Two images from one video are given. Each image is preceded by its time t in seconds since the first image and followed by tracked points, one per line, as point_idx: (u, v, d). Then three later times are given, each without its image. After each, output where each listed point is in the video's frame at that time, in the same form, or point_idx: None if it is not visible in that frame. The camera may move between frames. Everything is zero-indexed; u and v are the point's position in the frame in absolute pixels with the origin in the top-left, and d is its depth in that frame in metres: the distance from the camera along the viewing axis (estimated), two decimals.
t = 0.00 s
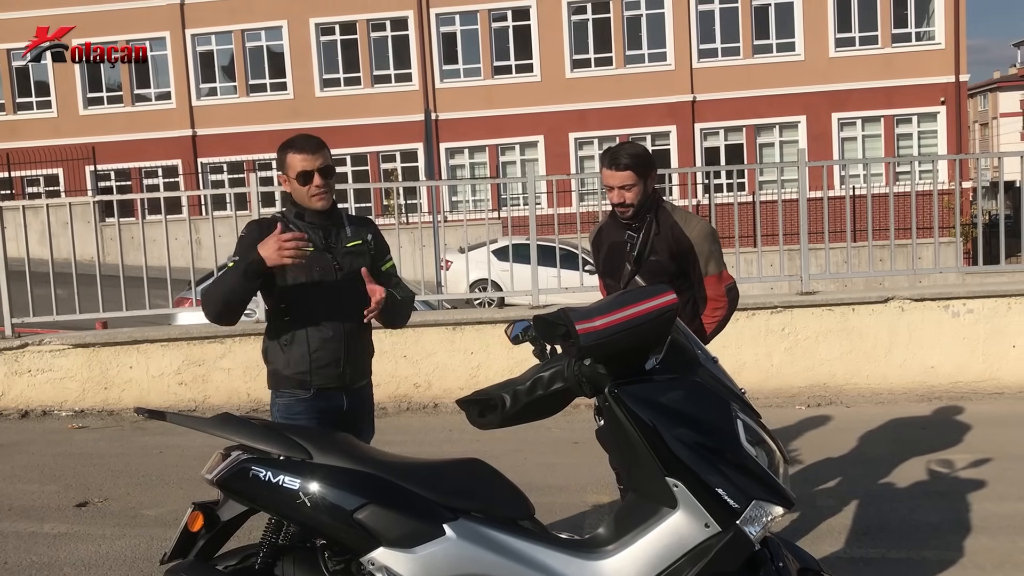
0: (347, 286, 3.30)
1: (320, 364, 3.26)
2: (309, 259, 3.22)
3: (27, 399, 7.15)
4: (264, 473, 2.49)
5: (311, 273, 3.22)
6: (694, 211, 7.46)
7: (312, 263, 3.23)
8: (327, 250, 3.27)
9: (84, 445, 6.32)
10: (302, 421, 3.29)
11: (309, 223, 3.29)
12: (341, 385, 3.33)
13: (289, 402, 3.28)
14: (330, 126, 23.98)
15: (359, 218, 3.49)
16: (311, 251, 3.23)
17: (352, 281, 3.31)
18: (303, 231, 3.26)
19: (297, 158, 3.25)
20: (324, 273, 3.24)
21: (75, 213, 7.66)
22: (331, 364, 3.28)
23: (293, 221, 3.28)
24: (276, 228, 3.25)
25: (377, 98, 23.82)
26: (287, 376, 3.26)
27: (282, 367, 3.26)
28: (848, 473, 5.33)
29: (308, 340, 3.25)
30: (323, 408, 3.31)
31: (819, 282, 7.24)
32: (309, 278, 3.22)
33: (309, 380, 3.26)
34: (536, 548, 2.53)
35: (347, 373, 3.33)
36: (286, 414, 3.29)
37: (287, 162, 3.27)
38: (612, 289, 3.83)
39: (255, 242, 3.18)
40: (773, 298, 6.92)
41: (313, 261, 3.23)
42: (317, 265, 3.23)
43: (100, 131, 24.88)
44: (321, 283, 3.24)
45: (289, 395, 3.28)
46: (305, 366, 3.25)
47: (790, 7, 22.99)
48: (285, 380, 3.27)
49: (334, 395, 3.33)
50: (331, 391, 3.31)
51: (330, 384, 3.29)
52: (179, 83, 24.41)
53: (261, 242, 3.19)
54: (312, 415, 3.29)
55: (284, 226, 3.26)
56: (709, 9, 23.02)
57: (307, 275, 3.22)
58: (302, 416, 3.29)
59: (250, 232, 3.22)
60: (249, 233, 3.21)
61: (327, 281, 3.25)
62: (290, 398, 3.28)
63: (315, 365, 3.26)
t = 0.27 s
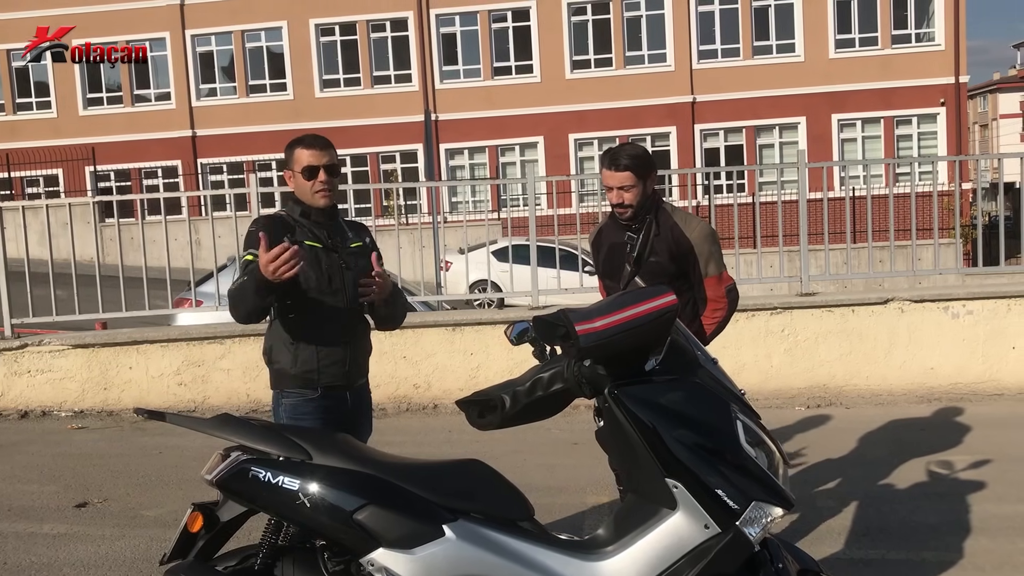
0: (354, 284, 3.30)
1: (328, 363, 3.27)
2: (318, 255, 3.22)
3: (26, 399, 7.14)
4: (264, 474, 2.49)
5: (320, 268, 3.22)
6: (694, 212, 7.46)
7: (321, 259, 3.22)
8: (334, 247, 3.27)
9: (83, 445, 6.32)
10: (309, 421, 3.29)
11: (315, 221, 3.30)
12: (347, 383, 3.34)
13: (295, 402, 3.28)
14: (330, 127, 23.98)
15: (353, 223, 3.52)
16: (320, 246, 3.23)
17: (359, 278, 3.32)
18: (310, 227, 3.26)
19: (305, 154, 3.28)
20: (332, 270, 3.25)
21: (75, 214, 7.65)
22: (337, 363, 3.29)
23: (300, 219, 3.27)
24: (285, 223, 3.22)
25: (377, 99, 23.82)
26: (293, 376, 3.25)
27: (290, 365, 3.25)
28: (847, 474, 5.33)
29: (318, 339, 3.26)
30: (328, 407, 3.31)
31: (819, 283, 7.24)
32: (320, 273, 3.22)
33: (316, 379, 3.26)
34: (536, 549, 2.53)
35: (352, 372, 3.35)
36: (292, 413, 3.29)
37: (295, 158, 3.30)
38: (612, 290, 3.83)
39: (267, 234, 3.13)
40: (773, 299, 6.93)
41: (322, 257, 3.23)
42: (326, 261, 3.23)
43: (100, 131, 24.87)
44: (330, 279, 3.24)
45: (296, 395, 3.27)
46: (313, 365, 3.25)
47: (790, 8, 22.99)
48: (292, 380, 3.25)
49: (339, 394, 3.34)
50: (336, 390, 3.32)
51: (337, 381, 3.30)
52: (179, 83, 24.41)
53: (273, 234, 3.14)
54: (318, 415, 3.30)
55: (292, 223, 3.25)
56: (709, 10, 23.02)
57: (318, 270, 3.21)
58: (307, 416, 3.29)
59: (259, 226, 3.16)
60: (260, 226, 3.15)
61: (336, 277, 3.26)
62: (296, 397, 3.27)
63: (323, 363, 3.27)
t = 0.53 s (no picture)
0: (350, 285, 3.31)
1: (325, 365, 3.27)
2: (314, 257, 3.21)
3: (25, 399, 7.14)
4: (263, 474, 2.49)
5: (316, 270, 3.21)
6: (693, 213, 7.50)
7: (318, 260, 3.22)
8: (331, 248, 3.28)
9: (83, 445, 6.32)
10: (305, 421, 3.29)
11: (312, 221, 3.29)
12: (343, 384, 3.33)
13: (291, 402, 3.28)
14: (329, 127, 23.98)
15: (352, 222, 3.52)
16: (316, 248, 3.23)
17: (354, 280, 3.33)
18: (307, 229, 3.25)
19: (307, 154, 3.28)
20: (329, 271, 3.24)
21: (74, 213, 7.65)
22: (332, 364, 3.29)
23: (297, 219, 3.26)
24: (281, 227, 3.20)
25: (377, 99, 23.82)
26: (288, 377, 3.25)
27: (287, 367, 3.25)
28: (846, 474, 5.33)
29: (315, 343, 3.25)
30: (324, 408, 3.31)
31: (818, 283, 7.24)
32: (316, 275, 3.21)
33: (312, 380, 3.26)
34: (534, 548, 2.53)
35: (348, 371, 3.35)
36: (288, 413, 3.29)
37: (297, 156, 3.30)
38: (614, 290, 3.85)
39: (263, 242, 3.11)
40: (772, 300, 6.93)
41: (319, 259, 3.23)
42: (323, 264, 3.23)
43: (100, 131, 24.87)
44: (327, 280, 3.24)
45: (292, 395, 3.27)
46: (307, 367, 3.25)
47: (790, 9, 23.00)
48: (288, 381, 3.26)
49: (335, 395, 3.34)
50: (333, 391, 3.32)
51: (333, 382, 3.29)
52: (179, 83, 24.41)
53: (268, 242, 3.13)
54: (315, 416, 3.30)
55: (289, 224, 3.23)
56: (709, 11, 23.02)
57: (313, 272, 3.21)
58: (303, 417, 3.29)
59: (254, 232, 3.14)
60: (256, 233, 3.13)
61: (332, 279, 3.25)
62: (292, 398, 3.28)
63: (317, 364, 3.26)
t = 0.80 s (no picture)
0: (344, 285, 3.30)
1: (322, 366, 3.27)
2: (305, 260, 3.21)
3: (25, 397, 7.14)
4: (262, 472, 2.48)
5: (307, 272, 3.22)
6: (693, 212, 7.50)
7: (309, 263, 3.22)
8: (323, 249, 3.26)
9: (82, 443, 6.31)
10: (301, 421, 3.28)
11: (306, 222, 3.27)
12: (339, 384, 3.31)
13: (288, 401, 3.27)
14: (329, 126, 23.97)
15: (354, 218, 3.47)
16: (307, 251, 3.22)
17: (348, 281, 3.30)
18: (298, 230, 3.24)
19: (297, 154, 3.26)
20: (320, 273, 3.24)
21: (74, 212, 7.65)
22: (327, 364, 3.27)
23: (289, 222, 3.26)
24: (272, 229, 3.21)
25: (377, 98, 23.81)
26: (283, 377, 3.25)
27: (282, 367, 3.26)
28: (846, 475, 5.33)
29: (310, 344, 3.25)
30: (321, 408, 3.30)
31: (818, 283, 7.24)
32: (308, 278, 3.22)
33: (307, 380, 3.25)
34: (534, 548, 2.52)
35: (346, 371, 3.33)
36: (285, 413, 3.28)
37: (286, 156, 3.28)
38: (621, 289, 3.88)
39: (253, 247, 3.14)
40: (772, 300, 6.93)
41: (310, 261, 3.22)
42: (315, 266, 3.23)
43: (100, 129, 24.86)
44: (319, 282, 3.24)
45: (288, 395, 3.27)
46: (302, 368, 3.24)
47: (790, 8, 22.99)
48: (284, 380, 3.26)
49: (332, 394, 3.32)
50: (330, 391, 3.31)
51: (328, 383, 3.28)
52: (179, 82, 24.40)
53: (258, 246, 3.15)
54: (311, 416, 3.28)
55: (281, 227, 3.23)
56: (709, 10, 23.01)
57: (304, 275, 3.22)
58: (301, 417, 3.28)
59: (245, 237, 3.16)
60: (246, 238, 3.15)
61: (324, 280, 3.25)
62: (288, 398, 3.27)
63: (312, 365, 3.25)
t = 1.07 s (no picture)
0: (343, 285, 3.29)
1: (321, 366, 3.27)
2: (304, 260, 3.21)
3: (25, 396, 7.14)
4: (262, 471, 2.48)
5: (306, 272, 3.22)
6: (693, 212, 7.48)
7: (307, 263, 3.22)
8: (322, 248, 3.26)
9: (81, 442, 6.31)
10: (300, 419, 3.27)
11: (304, 222, 3.27)
12: (339, 383, 3.31)
13: (287, 400, 3.27)
14: (329, 125, 23.97)
15: (354, 217, 3.47)
16: (306, 250, 3.22)
17: (347, 281, 3.30)
18: (297, 230, 3.24)
19: (297, 152, 3.27)
20: (319, 272, 3.24)
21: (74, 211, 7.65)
22: (326, 364, 3.27)
23: (288, 221, 3.26)
24: (270, 229, 3.21)
25: (377, 98, 23.81)
26: (283, 377, 3.26)
27: (282, 367, 3.26)
28: (846, 474, 5.33)
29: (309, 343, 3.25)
30: (319, 408, 3.29)
31: (817, 282, 7.25)
32: (306, 278, 3.22)
33: (306, 380, 3.25)
34: (534, 547, 2.52)
35: (345, 371, 3.33)
36: (283, 413, 3.28)
37: (285, 156, 3.29)
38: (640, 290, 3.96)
39: (251, 248, 3.14)
40: (772, 299, 6.93)
41: (308, 261, 3.22)
42: (314, 265, 3.23)
43: (100, 128, 24.86)
44: (317, 282, 3.24)
45: (287, 394, 3.27)
46: (301, 367, 3.25)
47: (790, 8, 22.98)
48: (282, 380, 3.26)
49: (331, 394, 3.31)
50: (329, 390, 3.31)
51: (326, 383, 3.28)
52: (179, 81, 24.40)
53: (256, 246, 3.15)
54: (310, 414, 3.28)
55: (280, 227, 3.23)
56: (709, 10, 23.01)
57: (303, 275, 3.22)
58: (300, 416, 3.27)
59: (243, 237, 3.16)
60: (244, 238, 3.15)
61: (323, 279, 3.25)
62: (287, 397, 3.27)
63: (311, 365, 3.26)
